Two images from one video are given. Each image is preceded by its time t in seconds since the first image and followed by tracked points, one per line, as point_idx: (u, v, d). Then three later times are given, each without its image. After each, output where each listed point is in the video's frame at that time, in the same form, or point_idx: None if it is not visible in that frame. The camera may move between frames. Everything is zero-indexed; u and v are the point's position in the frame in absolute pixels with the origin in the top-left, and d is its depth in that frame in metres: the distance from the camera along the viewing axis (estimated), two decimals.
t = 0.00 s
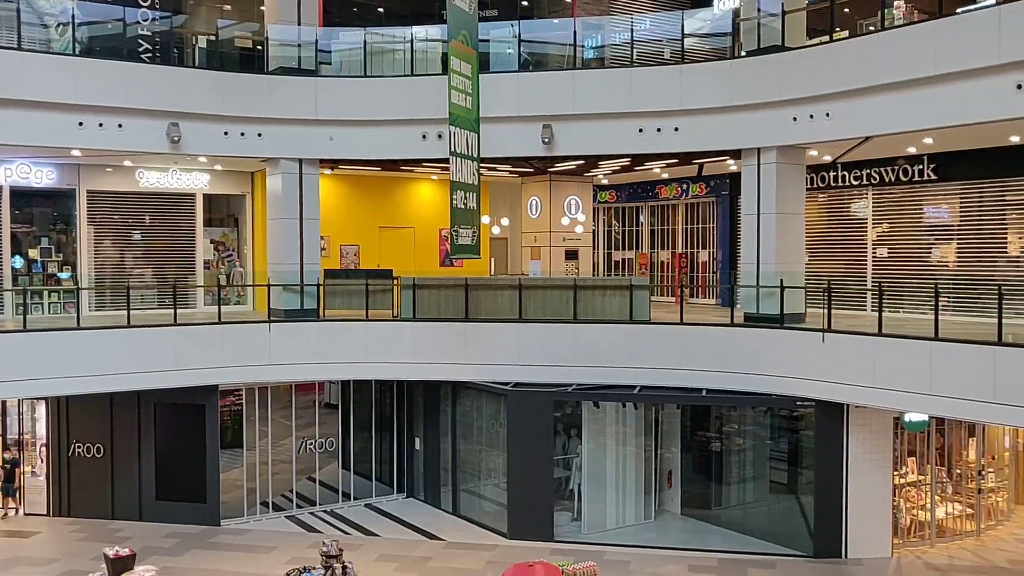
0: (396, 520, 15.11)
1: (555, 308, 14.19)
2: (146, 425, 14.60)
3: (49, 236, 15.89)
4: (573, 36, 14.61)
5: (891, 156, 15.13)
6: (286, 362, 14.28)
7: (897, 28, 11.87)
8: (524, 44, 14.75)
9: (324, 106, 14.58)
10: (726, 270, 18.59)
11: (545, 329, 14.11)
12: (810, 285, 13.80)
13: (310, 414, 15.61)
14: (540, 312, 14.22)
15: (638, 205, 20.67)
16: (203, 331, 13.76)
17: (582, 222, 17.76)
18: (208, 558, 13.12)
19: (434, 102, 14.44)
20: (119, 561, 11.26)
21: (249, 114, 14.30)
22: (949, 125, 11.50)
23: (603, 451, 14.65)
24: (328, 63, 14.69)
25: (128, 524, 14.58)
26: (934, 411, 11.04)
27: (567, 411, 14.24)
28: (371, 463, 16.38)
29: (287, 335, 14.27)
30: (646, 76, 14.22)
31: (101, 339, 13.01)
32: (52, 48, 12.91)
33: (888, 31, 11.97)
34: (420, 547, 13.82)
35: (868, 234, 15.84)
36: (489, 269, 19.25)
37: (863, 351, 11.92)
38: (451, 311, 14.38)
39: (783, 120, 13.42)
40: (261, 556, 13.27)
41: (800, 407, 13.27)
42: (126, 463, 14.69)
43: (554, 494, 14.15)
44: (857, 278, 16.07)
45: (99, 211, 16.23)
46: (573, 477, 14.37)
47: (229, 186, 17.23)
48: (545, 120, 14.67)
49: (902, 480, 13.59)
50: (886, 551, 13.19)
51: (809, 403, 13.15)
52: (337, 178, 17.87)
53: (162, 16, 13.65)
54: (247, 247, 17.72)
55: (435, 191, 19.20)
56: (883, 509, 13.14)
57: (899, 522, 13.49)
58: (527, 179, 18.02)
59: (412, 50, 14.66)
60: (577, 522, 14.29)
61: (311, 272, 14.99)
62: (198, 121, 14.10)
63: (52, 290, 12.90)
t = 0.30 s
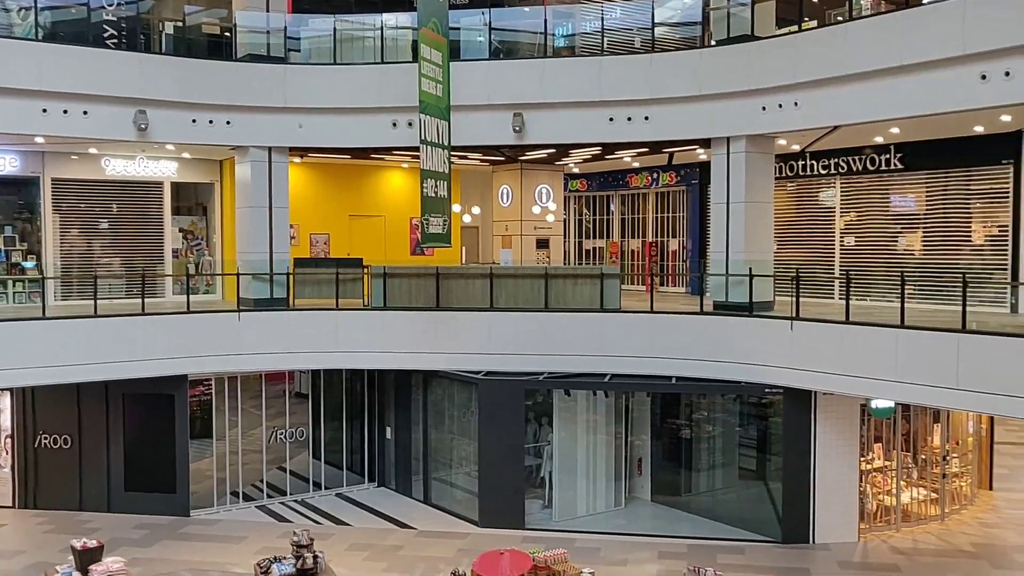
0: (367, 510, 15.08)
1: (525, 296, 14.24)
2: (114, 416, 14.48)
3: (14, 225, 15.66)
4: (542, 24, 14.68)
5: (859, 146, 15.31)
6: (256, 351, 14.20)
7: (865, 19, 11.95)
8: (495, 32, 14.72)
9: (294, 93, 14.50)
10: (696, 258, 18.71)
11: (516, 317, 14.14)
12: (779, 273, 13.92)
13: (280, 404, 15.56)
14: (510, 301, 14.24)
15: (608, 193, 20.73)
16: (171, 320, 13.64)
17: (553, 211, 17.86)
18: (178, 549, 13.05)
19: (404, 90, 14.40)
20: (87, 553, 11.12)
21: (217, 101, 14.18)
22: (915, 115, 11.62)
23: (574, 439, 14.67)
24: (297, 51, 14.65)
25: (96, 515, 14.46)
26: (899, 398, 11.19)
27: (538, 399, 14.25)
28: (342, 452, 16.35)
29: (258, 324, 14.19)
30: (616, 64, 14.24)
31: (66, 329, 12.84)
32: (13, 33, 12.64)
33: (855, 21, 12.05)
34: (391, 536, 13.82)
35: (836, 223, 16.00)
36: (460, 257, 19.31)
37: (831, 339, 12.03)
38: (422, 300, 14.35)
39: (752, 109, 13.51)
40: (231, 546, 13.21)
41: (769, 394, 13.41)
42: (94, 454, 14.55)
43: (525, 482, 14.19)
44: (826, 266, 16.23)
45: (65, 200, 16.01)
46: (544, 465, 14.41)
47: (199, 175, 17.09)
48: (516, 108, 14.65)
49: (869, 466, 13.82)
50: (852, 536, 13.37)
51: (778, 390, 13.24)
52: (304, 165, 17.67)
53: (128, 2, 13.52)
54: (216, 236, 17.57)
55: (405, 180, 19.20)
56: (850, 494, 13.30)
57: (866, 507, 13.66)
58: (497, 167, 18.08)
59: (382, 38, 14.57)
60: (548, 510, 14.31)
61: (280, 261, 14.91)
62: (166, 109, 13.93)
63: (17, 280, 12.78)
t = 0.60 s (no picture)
0: (333, 493, 15.05)
1: (490, 278, 14.21)
2: (75, 401, 14.30)
3: None
4: (506, 5, 14.52)
5: (820, 127, 15.49)
6: (219, 334, 14.08)
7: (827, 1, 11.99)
8: (458, 12, 14.61)
9: (255, 74, 14.33)
10: (660, 239, 18.88)
11: (480, 299, 14.11)
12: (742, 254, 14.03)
13: (245, 387, 15.45)
14: (475, 282, 14.23)
15: (574, 174, 20.79)
16: (131, 304, 13.45)
17: (518, 192, 18.06)
18: (141, 534, 12.94)
19: (367, 70, 14.29)
20: (47, 541, 10.94)
21: (176, 82, 13.96)
22: (874, 96, 11.74)
23: (540, 419, 14.73)
24: (257, 31, 14.49)
25: (57, 502, 14.30)
26: (859, 376, 11.34)
27: (504, 380, 14.37)
28: (307, 435, 16.31)
29: (221, 307, 14.06)
30: (580, 45, 14.23)
31: (24, 313, 12.63)
32: None
33: (817, 3, 12.11)
34: (357, 518, 13.81)
35: (798, 203, 16.18)
36: (425, 239, 19.07)
37: (793, 318, 12.16)
38: (387, 282, 14.31)
39: (715, 91, 13.52)
40: (195, 531, 13.13)
41: (732, 373, 13.54)
42: (54, 439, 14.39)
43: (491, 463, 14.29)
44: (788, 247, 16.41)
45: (21, 183, 15.73)
46: (510, 446, 14.49)
47: (158, 156, 16.94)
48: (480, 89, 14.59)
49: (829, 443, 14.06)
50: (813, 512, 13.58)
51: (740, 369, 13.45)
52: (266, 147, 17.63)
53: None
54: (177, 218, 17.33)
55: (368, 161, 19.06)
56: (811, 471, 13.53)
57: (826, 484, 13.96)
58: (462, 148, 18.24)
59: (344, 18, 14.41)
60: (514, 491, 14.43)
61: (243, 244, 14.82)
62: (123, 89, 13.68)
63: None
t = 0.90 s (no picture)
0: (300, 478, 15.00)
1: (455, 261, 14.19)
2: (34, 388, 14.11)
3: None
4: None
5: (782, 109, 15.64)
6: (182, 320, 13.95)
7: None
8: None
9: (215, 56, 14.14)
10: (624, 222, 18.99)
11: (445, 282, 14.10)
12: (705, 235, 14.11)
13: (209, 372, 15.41)
14: (440, 265, 14.20)
15: (538, 157, 20.79)
16: (92, 289, 13.25)
17: (483, 175, 17.93)
18: (105, 522, 12.82)
19: (329, 52, 14.19)
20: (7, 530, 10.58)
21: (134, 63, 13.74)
22: (835, 78, 11.85)
23: (506, 402, 14.80)
24: (218, 11, 14.19)
25: (17, 491, 14.12)
26: (821, 354, 11.46)
27: (470, 363, 14.39)
28: (272, 420, 16.25)
29: (183, 292, 13.90)
30: (545, 27, 14.17)
31: None
32: None
33: None
34: (323, 503, 13.78)
35: (761, 185, 16.33)
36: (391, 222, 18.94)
37: (755, 298, 12.27)
38: (351, 266, 14.22)
39: (678, 72, 13.60)
40: (159, 517, 13.02)
41: (696, 354, 13.67)
42: (12, 427, 14.18)
43: (457, 446, 14.31)
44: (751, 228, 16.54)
45: None
46: (476, 429, 14.56)
47: (116, 139, 16.65)
48: (443, 71, 14.52)
49: (792, 422, 14.19)
50: (775, 490, 13.78)
51: (704, 350, 13.51)
52: (227, 129, 17.46)
53: None
54: (137, 202, 17.10)
55: (331, 143, 18.95)
56: (773, 449, 13.73)
57: (789, 462, 14.12)
58: (427, 130, 18.10)
59: None
60: (480, 473, 14.51)
61: (205, 228, 14.61)
62: (79, 71, 13.43)
63: None
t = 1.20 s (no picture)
0: (272, 463, 14.95)
1: (426, 245, 14.18)
2: None
3: None
4: None
5: (753, 91, 15.71)
6: (151, 305, 13.79)
7: None
8: None
9: (181, 37, 13.95)
10: (596, 204, 19.08)
11: (417, 265, 14.06)
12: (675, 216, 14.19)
13: (178, 357, 15.26)
14: (411, 249, 14.16)
15: (510, 139, 20.81)
16: (57, 274, 13.05)
17: (454, 157, 18.20)
18: (75, 509, 12.70)
19: (298, 34, 14.03)
20: None
21: (98, 45, 13.54)
22: (803, 60, 11.91)
23: (479, 384, 14.79)
24: None
25: None
26: (789, 335, 11.58)
27: (443, 346, 14.30)
28: (245, 405, 16.17)
29: (152, 278, 13.74)
30: (516, 9, 14.11)
31: None
32: None
33: None
34: (296, 487, 13.75)
35: (731, 167, 16.42)
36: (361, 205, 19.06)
37: (725, 280, 12.35)
38: (322, 250, 14.13)
39: (648, 55, 13.59)
40: (130, 504, 12.93)
41: (667, 335, 13.77)
42: None
43: (431, 430, 14.31)
44: (721, 210, 16.64)
45: None
46: (449, 412, 14.53)
47: (81, 122, 16.63)
48: (413, 53, 14.43)
49: (762, 402, 14.32)
50: (745, 469, 13.95)
51: (675, 331, 13.61)
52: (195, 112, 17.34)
53: None
54: (104, 186, 17.27)
55: (301, 126, 18.85)
56: (743, 429, 13.88)
57: (759, 442, 14.25)
58: (399, 112, 17.91)
59: None
60: (454, 456, 14.52)
61: (175, 212, 14.40)
62: (41, 53, 13.23)
63: None
